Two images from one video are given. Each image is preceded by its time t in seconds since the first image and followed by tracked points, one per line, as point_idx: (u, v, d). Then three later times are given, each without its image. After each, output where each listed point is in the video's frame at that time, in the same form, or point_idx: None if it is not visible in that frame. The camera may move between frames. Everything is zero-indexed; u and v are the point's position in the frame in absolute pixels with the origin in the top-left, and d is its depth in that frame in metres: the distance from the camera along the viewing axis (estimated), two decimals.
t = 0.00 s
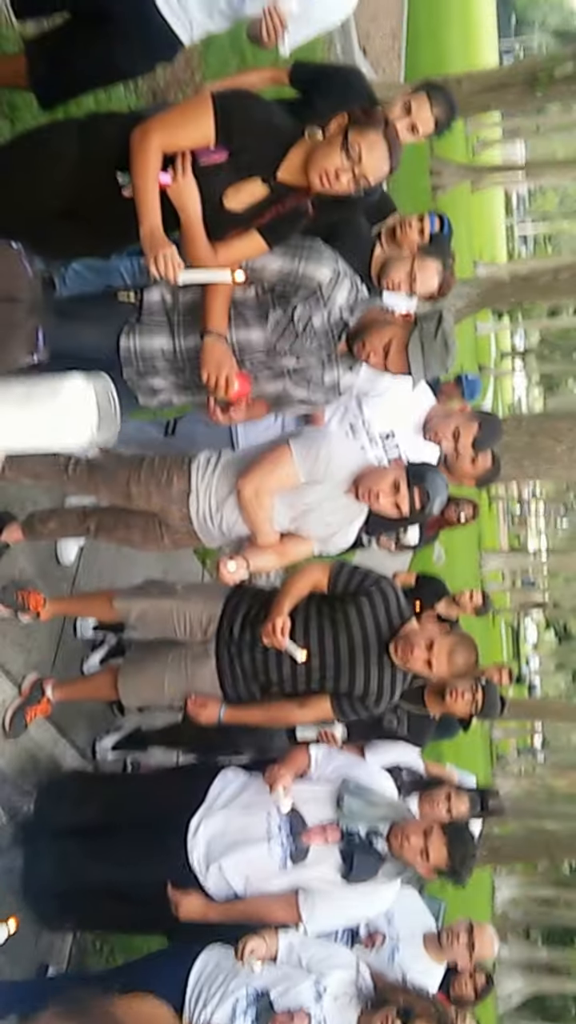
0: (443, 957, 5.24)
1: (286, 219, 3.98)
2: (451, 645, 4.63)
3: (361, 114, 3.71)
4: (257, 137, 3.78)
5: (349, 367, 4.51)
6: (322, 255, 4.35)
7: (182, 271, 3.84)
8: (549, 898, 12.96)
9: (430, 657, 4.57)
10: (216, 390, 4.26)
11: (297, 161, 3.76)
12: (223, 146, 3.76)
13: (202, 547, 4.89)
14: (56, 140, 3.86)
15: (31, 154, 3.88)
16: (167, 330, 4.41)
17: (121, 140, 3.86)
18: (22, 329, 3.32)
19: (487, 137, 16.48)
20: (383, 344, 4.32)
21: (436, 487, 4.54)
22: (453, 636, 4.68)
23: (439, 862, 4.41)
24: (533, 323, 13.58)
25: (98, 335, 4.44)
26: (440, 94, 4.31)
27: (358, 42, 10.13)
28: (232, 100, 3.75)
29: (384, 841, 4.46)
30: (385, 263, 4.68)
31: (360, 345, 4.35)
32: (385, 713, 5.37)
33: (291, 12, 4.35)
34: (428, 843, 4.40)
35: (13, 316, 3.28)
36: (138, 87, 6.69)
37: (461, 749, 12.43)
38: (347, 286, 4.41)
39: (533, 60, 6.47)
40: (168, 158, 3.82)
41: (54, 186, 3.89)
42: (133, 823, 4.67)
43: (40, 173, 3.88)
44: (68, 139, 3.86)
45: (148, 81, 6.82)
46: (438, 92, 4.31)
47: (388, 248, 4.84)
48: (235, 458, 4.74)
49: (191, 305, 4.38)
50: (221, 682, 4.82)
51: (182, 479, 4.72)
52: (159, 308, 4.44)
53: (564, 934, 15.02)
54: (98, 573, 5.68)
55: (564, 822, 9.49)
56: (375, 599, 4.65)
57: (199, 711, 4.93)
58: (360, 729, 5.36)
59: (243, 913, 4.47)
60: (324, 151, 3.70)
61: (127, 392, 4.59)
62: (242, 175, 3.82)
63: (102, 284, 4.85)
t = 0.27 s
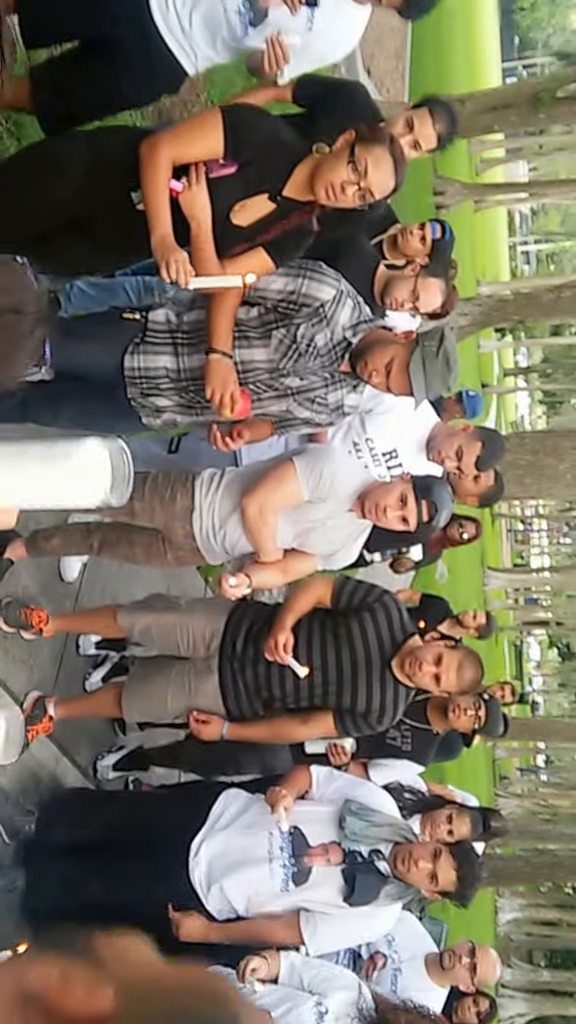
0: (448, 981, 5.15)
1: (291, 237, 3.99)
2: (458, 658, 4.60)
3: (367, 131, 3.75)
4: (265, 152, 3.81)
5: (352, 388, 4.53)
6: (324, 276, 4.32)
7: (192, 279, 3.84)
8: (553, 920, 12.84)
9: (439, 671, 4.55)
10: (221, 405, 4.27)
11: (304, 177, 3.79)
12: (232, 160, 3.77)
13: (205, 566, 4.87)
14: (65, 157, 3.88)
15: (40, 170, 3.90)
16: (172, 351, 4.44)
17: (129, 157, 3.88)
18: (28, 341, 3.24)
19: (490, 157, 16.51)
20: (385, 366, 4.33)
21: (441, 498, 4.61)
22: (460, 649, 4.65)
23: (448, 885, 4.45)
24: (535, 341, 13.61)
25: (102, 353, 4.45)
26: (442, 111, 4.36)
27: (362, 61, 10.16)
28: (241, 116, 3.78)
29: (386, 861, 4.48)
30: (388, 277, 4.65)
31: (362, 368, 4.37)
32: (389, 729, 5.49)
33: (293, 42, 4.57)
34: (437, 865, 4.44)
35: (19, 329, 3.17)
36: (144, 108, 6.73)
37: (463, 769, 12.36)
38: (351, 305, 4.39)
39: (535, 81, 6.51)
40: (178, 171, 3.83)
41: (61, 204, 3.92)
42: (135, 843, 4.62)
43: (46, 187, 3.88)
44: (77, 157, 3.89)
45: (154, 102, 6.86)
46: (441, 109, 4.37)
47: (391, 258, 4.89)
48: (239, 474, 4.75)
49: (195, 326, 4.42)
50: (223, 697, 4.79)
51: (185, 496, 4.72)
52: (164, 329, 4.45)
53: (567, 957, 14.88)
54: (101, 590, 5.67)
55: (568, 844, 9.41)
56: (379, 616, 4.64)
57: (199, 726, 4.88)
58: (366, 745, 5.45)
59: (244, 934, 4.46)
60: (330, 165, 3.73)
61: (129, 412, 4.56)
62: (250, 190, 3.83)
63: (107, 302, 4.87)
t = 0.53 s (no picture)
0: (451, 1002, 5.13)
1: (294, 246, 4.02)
2: (463, 675, 4.67)
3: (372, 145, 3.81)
4: (270, 160, 3.84)
5: (355, 405, 4.52)
6: (328, 293, 4.32)
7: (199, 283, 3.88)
8: (557, 942, 12.73)
9: (444, 688, 4.57)
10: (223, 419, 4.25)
11: (308, 189, 3.82)
12: (238, 167, 3.78)
13: (208, 581, 4.86)
14: (67, 165, 3.91)
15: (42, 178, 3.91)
16: (176, 368, 4.43)
17: (132, 164, 3.89)
18: (31, 360, 3.24)
19: (493, 175, 16.53)
20: (388, 382, 4.34)
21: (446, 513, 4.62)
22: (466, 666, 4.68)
23: (451, 903, 4.57)
24: (539, 359, 13.60)
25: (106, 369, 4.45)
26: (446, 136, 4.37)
27: (367, 81, 10.18)
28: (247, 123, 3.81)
29: (389, 881, 4.60)
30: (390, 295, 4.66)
31: (366, 384, 4.36)
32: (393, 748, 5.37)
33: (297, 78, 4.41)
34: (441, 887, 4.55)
35: (22, 348, 3.17)
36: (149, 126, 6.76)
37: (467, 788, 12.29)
38: (354, 323, 4.38)
39: (539, 101, 6.52)
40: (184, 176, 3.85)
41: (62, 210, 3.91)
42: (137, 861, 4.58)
43: (49, 192, 3.89)
44: (80, 163, 3.91)
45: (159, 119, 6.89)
46: (446, 137, 4.39)
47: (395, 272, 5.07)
48: (242, 492, 4.73)
49: (198, 344, 4.43)
50: (226, 719, 4.76)
51: (189, 514, 4.71)
52: (167, 346, 4.46)
53: (572, 979, 14.74)
54: (104, 607, 5.65)
55: (572, 865, 9.34)
56: (381, 635, 4.62)
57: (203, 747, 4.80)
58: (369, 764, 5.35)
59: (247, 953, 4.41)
60: (334, 175, 3.75)
61: (133, 428, 4.56)
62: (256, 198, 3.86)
63: (112, 320, 4.84)
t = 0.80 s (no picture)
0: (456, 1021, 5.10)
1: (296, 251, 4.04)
2: (469, 695, 4.63)
3: (375, 155, 3.80)
4: (274, 169, 3.84)
5: (359, 422, 4.52)
6: (333, 310, 4.34)
7: (207, 293, 3.91)
8: (562, 963, 12.65)
9: (450, 710, 4.56)
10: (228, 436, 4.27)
11: (310, 196, 3.80)
12: (242, 176, 3.80)
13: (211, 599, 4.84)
14: (71, 173, 3.89)
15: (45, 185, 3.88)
16: (181, 384, 4.44)
17: (138, 178, 3.90)
18: (36, 382, 3.24)
19: (498, 194, 16.59)
20: (393, 399, 4.32)
21: (451, 529, 4.62)
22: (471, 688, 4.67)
23: (458, 925, 4.55)
24: (544, 377, 13.60)
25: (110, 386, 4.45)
26: (456, 177, 4.38)
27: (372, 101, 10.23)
28: (250, 133, 3.81)
29: (392, 901, 4.59)
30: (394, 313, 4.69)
31: (371, 402, 4.36)
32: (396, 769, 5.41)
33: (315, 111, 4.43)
34: (447, 907, 4.54)
35: (27, 370, 3.16)
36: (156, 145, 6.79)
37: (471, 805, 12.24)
38: (358, 342, 4.38)
39: (543, 120, 6.54)
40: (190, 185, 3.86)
41: (66, 218, 3.88)
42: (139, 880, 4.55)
43: (54, 202, 3.87)
44: (83, 172, 3.90)
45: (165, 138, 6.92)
46: (455, 175, 4.39)
47: (400, 290, 5.05)
48: (246, 510, 4.72)
49: (203, 361, 4.44)
50: (230, 744, 4.72)
51: (192, 531, 4.71)
52: (172, 362, 4.46)
53: None
54: (107, 623, 5.64)
55: None
56: (384, 658, 4.61)
57: (207, 769, 4.84)
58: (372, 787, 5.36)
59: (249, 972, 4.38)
60: (338, 187, 3.73)
61: (137, 444, 4.57)
62: (260, 207, 3.86)
63: (117, 336, 4.83)
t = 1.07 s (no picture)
0: None
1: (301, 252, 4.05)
2: (476, 715, 4.70)
3: (382, 159, 3.82)
4: (275, 175, 3.83)
5: (364, 439, 4.55)
6: (337, 327, 4.35)
7: (212, 305, 3.93)
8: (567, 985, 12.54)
9: (457, 731, 4.57)
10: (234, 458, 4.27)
11: (315, 198, 3.82)
12: (243, 183, 3.79)
13: (215, 618, 4.83)
14: (76, 187, 3.82)
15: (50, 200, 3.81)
16: (186, 400, 4.48)
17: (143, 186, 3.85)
18: (45, 396, 3.23)
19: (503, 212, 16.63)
20: (400, 417, 4.36)
21: (455, 547, 4.65)
22: (478, 711, 4.72)
23: (462, 947, 4.53)
24: (549, 396, 13.59)
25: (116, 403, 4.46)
26: (466, 224, 4.54)
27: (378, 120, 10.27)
28: (250, 139, 3.79)
29: (397, 920, 4.56)
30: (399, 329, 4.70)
31: (377, 420, 4.38)
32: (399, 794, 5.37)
33: (322, 138, 4.48)
34: (452, 929, 4.51)
35: (35, 386, 3.17)
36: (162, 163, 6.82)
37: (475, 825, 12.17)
38: (362, 358, 4.42)
39: (548, 139, 6.56)
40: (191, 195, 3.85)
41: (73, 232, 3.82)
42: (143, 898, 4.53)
43: (60, 214, 3.81)
44: (89, 185, 3.84)
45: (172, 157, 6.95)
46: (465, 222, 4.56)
47: (405, 313, 4.96)
48: (250, 528, 4.72)
49: (208, 377, 4.48)
50: (233, 767, 4.72)
51: (196, 548, 4.70)
52: (177, 379, 4.49)
53: None
54: (111, 641, 5.63)
55: None
56: (389, 678, 4.60)
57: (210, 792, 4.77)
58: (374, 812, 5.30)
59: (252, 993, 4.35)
60: (344, 192, 3.77)
61: (142, 460, 4.58)
62: (263, 212, 3.86)
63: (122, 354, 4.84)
